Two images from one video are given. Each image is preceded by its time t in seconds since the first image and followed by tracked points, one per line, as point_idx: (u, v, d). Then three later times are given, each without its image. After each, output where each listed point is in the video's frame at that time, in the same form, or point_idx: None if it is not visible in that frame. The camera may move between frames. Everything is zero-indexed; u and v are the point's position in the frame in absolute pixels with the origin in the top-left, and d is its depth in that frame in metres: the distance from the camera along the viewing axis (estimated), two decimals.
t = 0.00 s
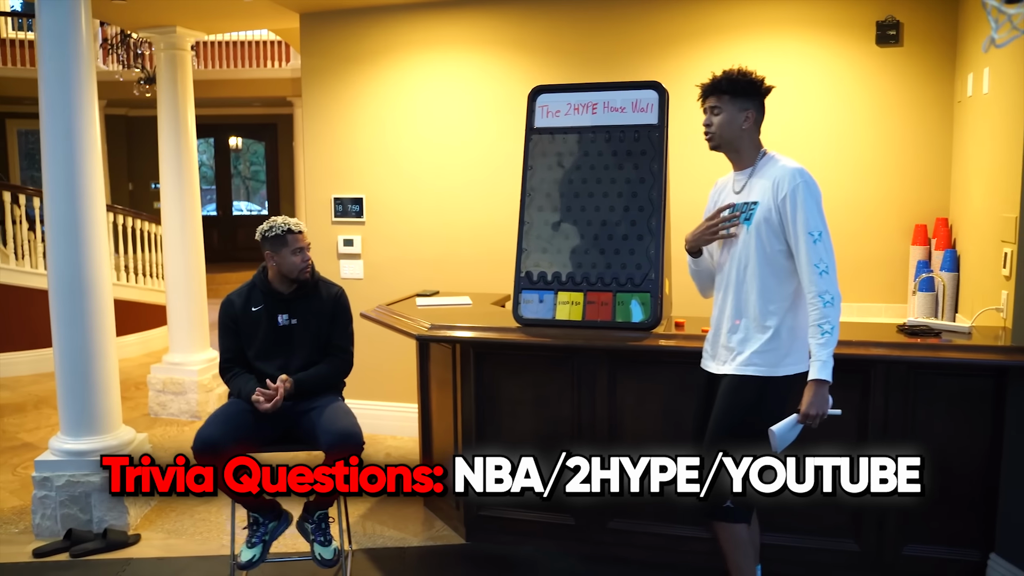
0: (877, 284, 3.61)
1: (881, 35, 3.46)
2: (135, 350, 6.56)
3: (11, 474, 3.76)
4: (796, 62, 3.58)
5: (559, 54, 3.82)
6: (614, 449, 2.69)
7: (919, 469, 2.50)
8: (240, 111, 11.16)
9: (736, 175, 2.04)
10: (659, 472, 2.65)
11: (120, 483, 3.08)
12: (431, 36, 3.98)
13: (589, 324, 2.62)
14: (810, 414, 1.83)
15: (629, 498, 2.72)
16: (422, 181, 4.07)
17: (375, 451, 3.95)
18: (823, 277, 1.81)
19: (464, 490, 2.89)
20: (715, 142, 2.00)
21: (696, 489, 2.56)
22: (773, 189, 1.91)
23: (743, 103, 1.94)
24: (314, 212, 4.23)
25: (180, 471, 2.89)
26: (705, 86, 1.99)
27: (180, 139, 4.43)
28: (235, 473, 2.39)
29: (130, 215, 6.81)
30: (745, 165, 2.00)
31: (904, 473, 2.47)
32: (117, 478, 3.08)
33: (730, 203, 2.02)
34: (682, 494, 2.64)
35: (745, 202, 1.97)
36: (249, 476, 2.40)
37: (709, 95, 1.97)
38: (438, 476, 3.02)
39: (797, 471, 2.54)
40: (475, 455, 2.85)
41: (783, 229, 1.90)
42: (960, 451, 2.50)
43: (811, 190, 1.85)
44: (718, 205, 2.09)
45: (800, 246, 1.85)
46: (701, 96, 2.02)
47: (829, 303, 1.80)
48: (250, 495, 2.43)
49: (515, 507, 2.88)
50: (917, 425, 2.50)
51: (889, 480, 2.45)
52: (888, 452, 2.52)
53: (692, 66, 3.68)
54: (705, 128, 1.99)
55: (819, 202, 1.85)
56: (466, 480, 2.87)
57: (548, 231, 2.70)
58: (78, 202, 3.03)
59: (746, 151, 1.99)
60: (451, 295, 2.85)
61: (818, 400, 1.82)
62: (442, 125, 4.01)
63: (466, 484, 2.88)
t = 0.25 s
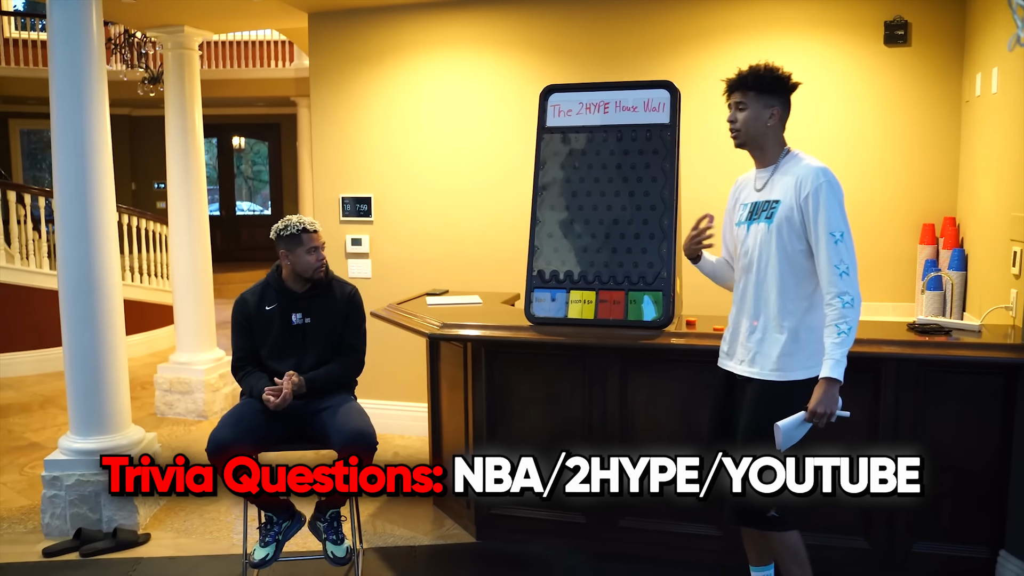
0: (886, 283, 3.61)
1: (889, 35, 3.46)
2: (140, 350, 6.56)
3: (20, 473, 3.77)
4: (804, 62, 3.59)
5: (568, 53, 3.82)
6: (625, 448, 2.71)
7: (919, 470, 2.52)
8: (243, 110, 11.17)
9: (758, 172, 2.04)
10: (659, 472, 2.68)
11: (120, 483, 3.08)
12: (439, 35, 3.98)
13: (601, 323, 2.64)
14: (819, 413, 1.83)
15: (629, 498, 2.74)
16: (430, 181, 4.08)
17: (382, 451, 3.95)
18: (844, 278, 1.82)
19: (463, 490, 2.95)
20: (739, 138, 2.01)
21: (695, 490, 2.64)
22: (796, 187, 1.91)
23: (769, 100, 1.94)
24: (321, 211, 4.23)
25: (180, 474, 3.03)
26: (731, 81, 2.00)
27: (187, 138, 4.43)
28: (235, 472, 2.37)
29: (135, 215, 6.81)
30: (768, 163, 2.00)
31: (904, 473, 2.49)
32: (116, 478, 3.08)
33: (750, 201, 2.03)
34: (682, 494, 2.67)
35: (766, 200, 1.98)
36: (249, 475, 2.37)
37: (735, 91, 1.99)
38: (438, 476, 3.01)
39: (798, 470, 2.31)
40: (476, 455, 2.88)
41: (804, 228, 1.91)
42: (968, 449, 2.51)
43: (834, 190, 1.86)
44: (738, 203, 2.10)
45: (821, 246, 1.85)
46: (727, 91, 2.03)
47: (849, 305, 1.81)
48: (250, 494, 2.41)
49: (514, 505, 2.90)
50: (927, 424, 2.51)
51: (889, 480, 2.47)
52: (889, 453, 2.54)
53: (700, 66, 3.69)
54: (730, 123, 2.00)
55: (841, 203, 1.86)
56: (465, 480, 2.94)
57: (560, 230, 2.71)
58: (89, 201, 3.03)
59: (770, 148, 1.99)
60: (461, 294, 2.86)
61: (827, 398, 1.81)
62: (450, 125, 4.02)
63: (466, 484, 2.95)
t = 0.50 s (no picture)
0: (906, 279, 3.60)
1: (908, 31, 3.44)
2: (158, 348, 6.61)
3: (41, 469, 3.80)
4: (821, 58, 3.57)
5: (584, 50, 3.82)
6: (642, 445, 2.71)
7: (919, 470, 2.53)
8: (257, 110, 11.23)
9: (793, 165, 2.04)
10: (658, 472, 2.68)
11: (120, 483, 3.08)
12: (455, 33, 3.99)
13: (620, 319, 2.63)
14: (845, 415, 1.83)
15: (628, 498, 2.76)
16: (445, 178, 4.09)
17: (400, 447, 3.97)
18: (876, 278, 1.80)
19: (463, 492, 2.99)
20: (775, 129, 2.01)
21: (694, 490, 2.68)
22: (831, 182, 1.90)
23: (810, 92, 1.93)
24: (338, 209, 4.25)
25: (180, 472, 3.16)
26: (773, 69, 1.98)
27: (205, 137, 4.46)
28: (235, 472, 2.40)
29: (153, 214, 6.85)
30: (805, 155, 2.00)
31: (905, 473, 2.51)
32: (116, 478, 3.07)
33: (784, 195, 2.03)
34: (682, 493, 2.70)
35: (800, 194, 1.98)
36: (249, 475, 2.38)
37: (775, 80, 1.97)
38: (439, 477, 2.93)
39: (800, 470, 2.12)
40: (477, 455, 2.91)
41: (838, 225, 1.90)
42: (986, 447, 2.50)
43: (870, 187, 1.84)
44: (773, 197, 2.10)
45: (855, 244, 1.84)
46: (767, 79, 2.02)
47: (881, 305, 1.80)
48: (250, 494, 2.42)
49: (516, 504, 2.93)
50: (947, 421, 2.50)
51: (891, 480, 2.48)
52: (888, 453, 2.56)
53: (717, 62, 3.68)
54: (767, 113, 2.00)
55: (876, 200, 1.84)
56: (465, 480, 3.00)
57: (579, 226, 2.71)
58: (111, 199, 3.06)
59: (807, 140, 1.99)
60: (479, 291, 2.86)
61: (854, 401, 1.81)
62: (466, 122, 4.02)
63: (465, 483, 3.00)
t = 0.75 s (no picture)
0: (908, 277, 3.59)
1: (911, 29, 3.43)
2: (160, 346, 6.62)
3: (43, 469, 3.80)
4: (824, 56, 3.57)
5: (586, 49, 3.82)
6: (642, 444, 2.70)
7: (919, 470, 2.52)
8: (259, 110, 11.23)
9: (808, 162, 2.03)
10: (658, 472, 2.69)
11: (120, 483, 3.09)
12: (457, 32, 3.99)
13: (623, 317, 2.63)
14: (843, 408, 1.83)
15: (629, 498, 2.76)
16: (447, 177, 4.09)
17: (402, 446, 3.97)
18: (895, 278, 1.79)
19: (463, 491, 2.97)
20: (790, 126, 2.01)
21: (694, 490, 2.68)
22: (850, 180, 1.89)
23: (824, 86, 1.94)
24: (340, 208, 4.25)
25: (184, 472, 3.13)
26: (785, 65, 2.00)
27: (207, 136, 4.46)
28: (236, 472, 2.46)
29: (155, 213, 6.84)
30: (821, 153, 1.99)
31: (905, 473, 2.51)
32: (117, 478, 3.08)
33: (799, 192, 2.03)
34: (682, 494, 2.70)
35: (817, 193, 1.97)
36: (249, 475, 2.43)
37: (787, 75, 1.98)
38: (439, 477, 2.93)
39: (800, 470, 2.16)
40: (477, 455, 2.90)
41: (857, 224, 1.89)
42: (990, 445, 2.49)
43: (891, 186, 1.83)
44: (787, 194, 2.09)
45: (874, 244, 1.83)
46: (780, 76, 2.03)
47: (900, 306, 1.79)
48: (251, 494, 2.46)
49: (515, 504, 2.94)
50: (950, 419, 2.50)
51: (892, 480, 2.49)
52: (889, 453, 2.56)
53: (720, 60, 3.68)
54: (781, 109, 2.00)
55: (896, 199, 1.83)
56: (463, 480, 3.00)
57: (583, 224, 2.70)
58: (113, 197, 3.06)
59: (823, 137, 1.99)
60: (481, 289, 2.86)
61: (853, 395, 1.81)
62: (469, 121, 4.02)
63: (465, 484, 2.98)
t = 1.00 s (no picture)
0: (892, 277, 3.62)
1: (894, 30, 3.46)
2: (146, 347, 6.59)
3: (26, 470, 3.78)
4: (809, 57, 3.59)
5: (573, 49, 3.83)
6: (628, 443, 2.71)
7: (919, 470, 2.53)
8: (248, 110, 11.20)
9: (802, 163, 2.03)
10: (658, 472, 2.69)
11: (120, 483, 3.09)
12: (444, 32, 3.99)
13: (607, 317, 2.64)
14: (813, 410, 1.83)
15: (628, 498, 2.76)
16: (434, 177, 4.09)
17: (389, 446, 3.97)
18: (880, 283, 1.78)
19: (465, 491, 2.97)
20: (779, 127, 2.00)
21: (694, 490, 2.68)
22: (838, 183, 1.87)
23: (812, 87, 1.92)
24: (327, 209, 4.24)
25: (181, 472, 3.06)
26: (774, 65, 1.98)
27: (194, 136, 4.45)
28: (235, 473, 2.40)
29: (142, 214, 6.80)
30: (811, 154, 1.99)
31: (905, 473, 2.52)
32: (117, 479, 3.08)
33: (792, 194, 2.02)
34: (682, 494, 2.70)
35: (808, 195, 1.96)
36: (249, 475, 2.39)
37: (777, 76, 1.98)
38: (439, 476, 2.98)
39: (801, 469, 2.10)
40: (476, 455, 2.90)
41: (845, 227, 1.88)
42: (976, 445, 2.51)
43: (877, 189, 1.81)
44: (782, 195, 2.09)
45: (860, 248, 1.82)
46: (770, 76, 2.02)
47: (884, 311, 1.78)
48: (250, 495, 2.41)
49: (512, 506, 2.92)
50: (933, 420, 2.52)
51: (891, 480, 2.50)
52: (888, 453, 2.56)
53: (705, 61, 3.69)
54: (769, 111, 2.00)
55: (883, 202, 1.81)
56: (464, 480, 3.00)
57: (567, 225, 2.71)
58: (97, 197, 3.05)
59: (813, 138, 1.98)
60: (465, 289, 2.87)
61: (825, 396, 1.81)
62: (456, 122, 4.02)
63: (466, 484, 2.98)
